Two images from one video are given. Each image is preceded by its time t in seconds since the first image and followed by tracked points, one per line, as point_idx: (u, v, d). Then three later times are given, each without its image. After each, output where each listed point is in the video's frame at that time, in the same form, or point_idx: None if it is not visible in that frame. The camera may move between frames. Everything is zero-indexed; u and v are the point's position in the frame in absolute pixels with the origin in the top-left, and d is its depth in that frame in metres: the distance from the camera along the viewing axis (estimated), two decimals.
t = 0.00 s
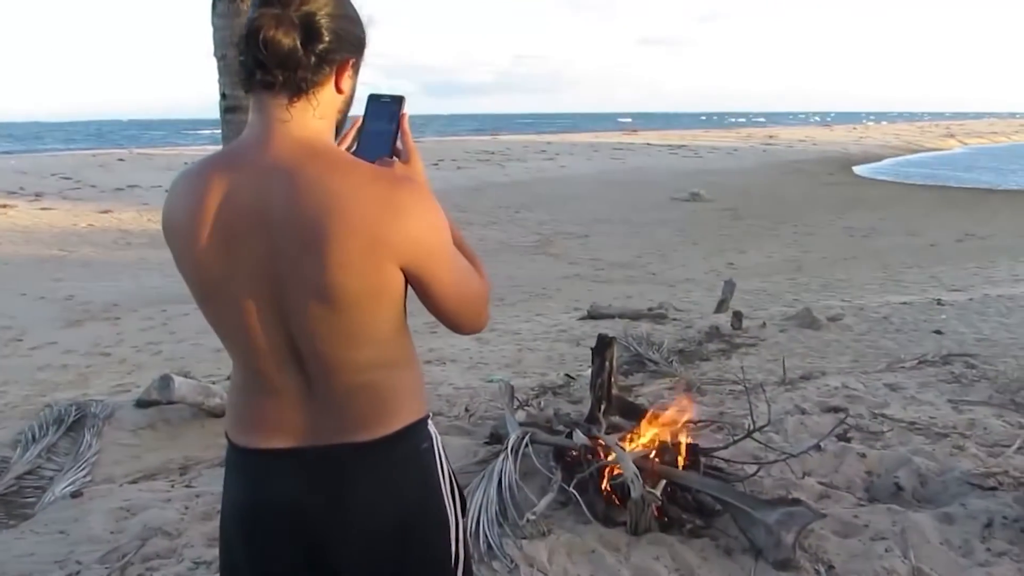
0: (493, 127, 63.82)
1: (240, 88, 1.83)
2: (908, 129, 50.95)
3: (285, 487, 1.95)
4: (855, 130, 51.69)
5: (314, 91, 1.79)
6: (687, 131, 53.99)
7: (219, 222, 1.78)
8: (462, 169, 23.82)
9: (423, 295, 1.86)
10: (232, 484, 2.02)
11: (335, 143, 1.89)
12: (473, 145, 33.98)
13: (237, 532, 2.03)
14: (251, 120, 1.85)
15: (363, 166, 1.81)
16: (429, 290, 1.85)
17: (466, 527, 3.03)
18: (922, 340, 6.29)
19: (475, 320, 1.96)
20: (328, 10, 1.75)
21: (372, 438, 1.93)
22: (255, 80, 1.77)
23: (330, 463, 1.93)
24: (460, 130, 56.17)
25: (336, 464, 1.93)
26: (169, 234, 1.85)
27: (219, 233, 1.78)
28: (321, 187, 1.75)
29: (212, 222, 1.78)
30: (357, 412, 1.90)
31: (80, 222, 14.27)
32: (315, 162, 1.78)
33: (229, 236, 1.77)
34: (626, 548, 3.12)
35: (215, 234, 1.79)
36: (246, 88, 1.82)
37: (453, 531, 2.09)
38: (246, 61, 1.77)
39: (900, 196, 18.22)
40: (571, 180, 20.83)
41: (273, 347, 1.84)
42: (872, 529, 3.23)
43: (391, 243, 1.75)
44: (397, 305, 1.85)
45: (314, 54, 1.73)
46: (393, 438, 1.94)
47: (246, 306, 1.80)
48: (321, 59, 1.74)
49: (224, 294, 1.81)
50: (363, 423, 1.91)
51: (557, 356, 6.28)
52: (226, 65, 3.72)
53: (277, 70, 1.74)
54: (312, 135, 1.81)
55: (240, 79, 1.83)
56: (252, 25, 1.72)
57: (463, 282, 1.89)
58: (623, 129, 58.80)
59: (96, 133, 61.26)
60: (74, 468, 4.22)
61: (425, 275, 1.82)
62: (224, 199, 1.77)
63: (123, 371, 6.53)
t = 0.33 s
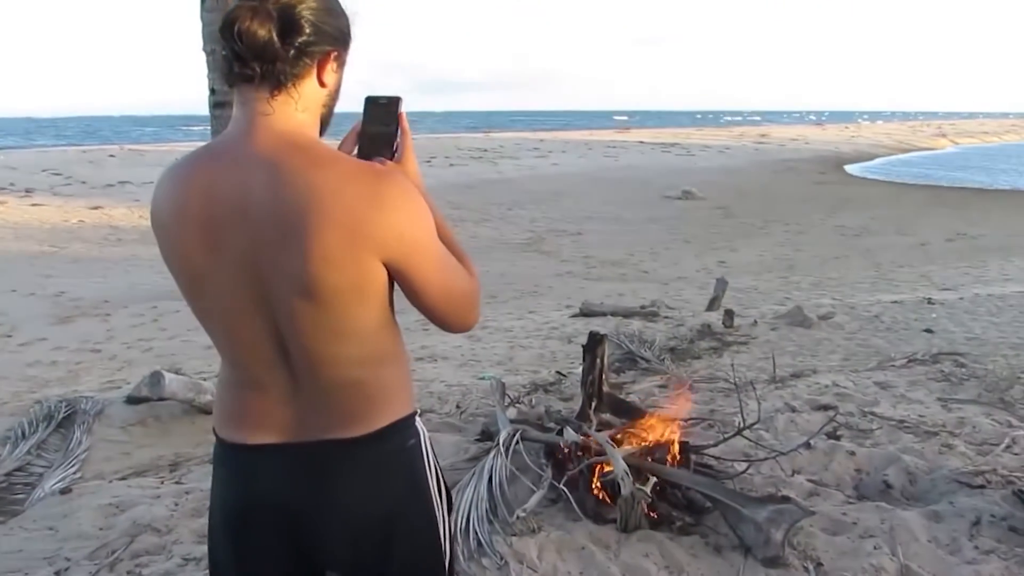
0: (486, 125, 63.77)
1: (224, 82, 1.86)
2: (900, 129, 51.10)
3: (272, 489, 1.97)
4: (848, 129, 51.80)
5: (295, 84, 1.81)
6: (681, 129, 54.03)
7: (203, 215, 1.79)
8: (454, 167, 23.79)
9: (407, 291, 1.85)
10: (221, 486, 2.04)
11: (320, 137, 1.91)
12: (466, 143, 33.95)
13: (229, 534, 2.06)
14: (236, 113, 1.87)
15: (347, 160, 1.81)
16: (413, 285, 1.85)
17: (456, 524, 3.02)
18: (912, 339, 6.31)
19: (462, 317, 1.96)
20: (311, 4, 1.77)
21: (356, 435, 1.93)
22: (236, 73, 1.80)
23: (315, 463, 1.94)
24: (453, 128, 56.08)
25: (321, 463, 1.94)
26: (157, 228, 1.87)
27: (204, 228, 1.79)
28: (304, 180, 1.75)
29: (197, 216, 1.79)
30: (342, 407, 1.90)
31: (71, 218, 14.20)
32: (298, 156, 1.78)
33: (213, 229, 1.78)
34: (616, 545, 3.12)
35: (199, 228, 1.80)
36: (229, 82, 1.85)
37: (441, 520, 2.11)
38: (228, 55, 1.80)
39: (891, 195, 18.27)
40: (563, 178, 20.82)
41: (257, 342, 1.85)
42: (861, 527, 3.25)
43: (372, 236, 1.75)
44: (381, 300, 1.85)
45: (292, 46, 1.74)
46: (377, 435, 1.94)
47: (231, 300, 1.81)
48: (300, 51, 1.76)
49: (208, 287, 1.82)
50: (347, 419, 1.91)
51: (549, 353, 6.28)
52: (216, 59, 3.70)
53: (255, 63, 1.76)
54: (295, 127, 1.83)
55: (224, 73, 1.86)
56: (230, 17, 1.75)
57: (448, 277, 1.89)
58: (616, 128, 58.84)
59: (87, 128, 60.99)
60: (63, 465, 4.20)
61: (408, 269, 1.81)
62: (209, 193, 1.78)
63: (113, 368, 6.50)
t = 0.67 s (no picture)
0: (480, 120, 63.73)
1: (216, 73, 1.86)
2: (894, 126, 51.19)
3: (263, 486, 1.98)
4: (842, 125, 51.91)
5: (286, 76, 1.81)
6: (676, 125, 54.05)
7: (194, 207, 1.79)
8: (449, 162, 23.78)
9: (398, 286, 1.85)
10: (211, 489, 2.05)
11: (311, 130, 1.91)
12: (460, 138, 33.92)
13: (222, 539, 2.06)
14: (228, 105, 1.88)
15: (339, 153, 1.81)
16: (403, 280, 1.84)
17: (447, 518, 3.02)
18: (904, 336, 6.34)
19: (453, 311, 1.97)
20: None
21: (347, 427, 1.94)
22: (227, 64, 1.81)
23: (306, 458, 1.95)
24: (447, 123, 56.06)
25: (312, 458, 1.95)
26: (149, 221, 1.87)
27: (195, 220, 1.79)
28: (296, 173, 1.75)
29: (188, 208, 1.79)
30: (332, 400, 1.91)
31: (63, 213, 14.15)
32: (289, 148, 1.79)
33: (204, 220, 1.78)
34: (608, 539, 3.12)
35: (190, 219, 1.80)
36: (221, 73, 1.85)
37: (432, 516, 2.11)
38: (219, 45, 1.81)
39: (884, 192, 18.33)
40: (558, 174, 20.83)
41: (248, 334, 1.85)
42: (851, 522, 3.27)
43: (363, 228, 1.75)
44: (372, 293, 1.85)
45: (283, 37, 1.74)
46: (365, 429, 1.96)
47: (222, 293, 1.81)
48: (291, 42, 1.76)
49: (199, 279, 1.82)
50: (337, 412, 1.92)
51: (542, 349, 6.28)
52: (206, 52, 3.68)
53: (245, 52, 1.77)
54: (286, 119, 1.83)
55: (216, 65, 1.87)
56: (220, 6, 1.76)
57: (438, 272, 1.89)
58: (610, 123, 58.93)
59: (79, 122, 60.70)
60: (54, 461, 4.19)
61: (399, 263, 1.81)
62: (200, 185, 1.78)
63: (106, 364, 6.48)
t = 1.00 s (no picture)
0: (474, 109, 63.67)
1: (210, 57, 1.87)
2: (889, 113, 51.28)
3: (257, 475, 1.99)
4: (837, 113, 51.79)
5: (280, 61, 1.81)
6: (671, 113, 53.86)
7: (185, 193, 1.79)
8: (442, 151, 23.72)
9: (390, 274, 1.86)
10: (204, 479, 2.05)
11: (305, 115, 1.91)
12: (454, 127, 33.84)
13: (215, 530, 2.07)
14: (220, 91, 1.88)
15: (330, 139, 1.81)
16: (396, 268, 1.85)
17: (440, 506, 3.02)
18: (897, 324, 6.36)
19: (445, 300, 1.98)
20: None
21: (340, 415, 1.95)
22: (221, 48, 1.81)
23: (299, 447, 1.96)
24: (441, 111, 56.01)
25: (305, 447, 1.96)
26: (139, 207, 1.87)
27: (185, 206, 1.79)
28: (287, 158, 1.75)
29: (178, 194, 1.79)
30: (324, 387, 1.92)
31: (54, 203, 14.10)
32: (281, 134, 1.78)
33: (194, 207, 1.78)
34: (600, 526, 3.13)
35: (180, 205, 1.79)
36: (214, 58, 1.85)
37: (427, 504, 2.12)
38: (213, 28, 1.81)
39: (878, 180, 18.34)
40: (551, 162, 20.82)
41: (239, 321, 1.85)
42: (843, 508, 3.29)
43: (355, 216, 1.75)
44: (364, 281, 1.85)
45: (278, 21, 1.74)
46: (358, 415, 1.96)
47: (212, 278, 1.81)
48: (286, 26, 1.76)
49: (191, 266, 1.82)
50: (330, 399, 1.93)
51: (536, 337, 6.29)
52: (196, 38, 3.66)
53: (240, 36, 1.77)
54: (280, 103, 1.83)
55: (209, 48, 1.87)
56: None
57: (430, 261, 1.90)
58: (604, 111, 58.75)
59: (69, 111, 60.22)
60: (47, 451, 4.18)
61: (391, 250, 1.82)
62: (190, 172, 1.78)
63: (99, 353, 6.47)
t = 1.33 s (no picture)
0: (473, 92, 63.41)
1: (200, 35, 1.83)
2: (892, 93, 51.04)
3: (248, 463, 1.96)
4: (838, 95, 51.58)
5: (271, 38, 1.78)
6: (671, 96, 53.65)
7: (174, 173, 1.75)
8: (437, 134, 23.58)
9: (383, 258, 1.83)
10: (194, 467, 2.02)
11: (298, 95, 1.88)
12: (452, 109, 33.68)
13: (207, 518, 2.04)
14: (210, 69, 1.84)
15: (323, 119, 1.78)
16: (389, 252, 1.83)
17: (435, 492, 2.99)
18: (899, 308, 6.31)
19: (439, 285, 1.96)
20: None
21: (333, 401, 1.93)
22: (211, 25, 1.78)
23: (292, 432, 1.93)
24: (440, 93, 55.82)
25: (298, 433, 1.93)
26: (127, 188, 1.82)
27: (175, 187, 1.75)
28: (279, 138, 1.72)
29: (168, 174, 1.75)
30: (317, 371, 1.89)
31: (46, 188, 14.01)
32: (273, 114, 1.75)
33: (184, 188, 1.74)
34: (597, 512, 3.11)
35: (169, 184, 1.75)
36: (204, 35, 1.82)
37: (422, 491, 2.08)
38: (202, 4, 1.77)
39: (880, 163, 18.24)
40: (549, 145, 20.73)
41: (229, 303, 1.82)
42: (842, 493, 3.26)
43: (349, 197, 1.72)
44: (358, 264, 1.83)
45: None
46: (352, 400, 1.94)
47: (203, 261, 1.77)
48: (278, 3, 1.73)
49: (181, 247, 1.79)
50: (324, 384, 1.91)
51: (533, 323, 6.24)
52: (183, 16, 3.59)
53: (231, 12, 1.74)
54: (272, 82, 1.80)
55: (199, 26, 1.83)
56: None
57: (425, 244, 1.88)
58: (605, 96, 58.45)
59: (61, 95, 59.92)
60: (37, 437, 4.17)
61: (384, 233, 1.79)
62: (180, 151, 1.74)
63: (87, 340, 6.43)
